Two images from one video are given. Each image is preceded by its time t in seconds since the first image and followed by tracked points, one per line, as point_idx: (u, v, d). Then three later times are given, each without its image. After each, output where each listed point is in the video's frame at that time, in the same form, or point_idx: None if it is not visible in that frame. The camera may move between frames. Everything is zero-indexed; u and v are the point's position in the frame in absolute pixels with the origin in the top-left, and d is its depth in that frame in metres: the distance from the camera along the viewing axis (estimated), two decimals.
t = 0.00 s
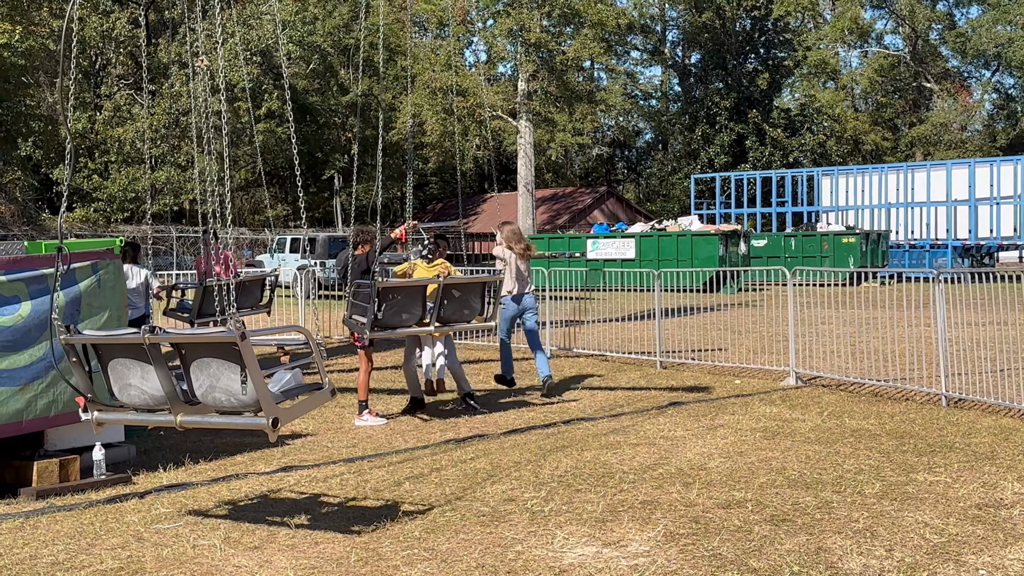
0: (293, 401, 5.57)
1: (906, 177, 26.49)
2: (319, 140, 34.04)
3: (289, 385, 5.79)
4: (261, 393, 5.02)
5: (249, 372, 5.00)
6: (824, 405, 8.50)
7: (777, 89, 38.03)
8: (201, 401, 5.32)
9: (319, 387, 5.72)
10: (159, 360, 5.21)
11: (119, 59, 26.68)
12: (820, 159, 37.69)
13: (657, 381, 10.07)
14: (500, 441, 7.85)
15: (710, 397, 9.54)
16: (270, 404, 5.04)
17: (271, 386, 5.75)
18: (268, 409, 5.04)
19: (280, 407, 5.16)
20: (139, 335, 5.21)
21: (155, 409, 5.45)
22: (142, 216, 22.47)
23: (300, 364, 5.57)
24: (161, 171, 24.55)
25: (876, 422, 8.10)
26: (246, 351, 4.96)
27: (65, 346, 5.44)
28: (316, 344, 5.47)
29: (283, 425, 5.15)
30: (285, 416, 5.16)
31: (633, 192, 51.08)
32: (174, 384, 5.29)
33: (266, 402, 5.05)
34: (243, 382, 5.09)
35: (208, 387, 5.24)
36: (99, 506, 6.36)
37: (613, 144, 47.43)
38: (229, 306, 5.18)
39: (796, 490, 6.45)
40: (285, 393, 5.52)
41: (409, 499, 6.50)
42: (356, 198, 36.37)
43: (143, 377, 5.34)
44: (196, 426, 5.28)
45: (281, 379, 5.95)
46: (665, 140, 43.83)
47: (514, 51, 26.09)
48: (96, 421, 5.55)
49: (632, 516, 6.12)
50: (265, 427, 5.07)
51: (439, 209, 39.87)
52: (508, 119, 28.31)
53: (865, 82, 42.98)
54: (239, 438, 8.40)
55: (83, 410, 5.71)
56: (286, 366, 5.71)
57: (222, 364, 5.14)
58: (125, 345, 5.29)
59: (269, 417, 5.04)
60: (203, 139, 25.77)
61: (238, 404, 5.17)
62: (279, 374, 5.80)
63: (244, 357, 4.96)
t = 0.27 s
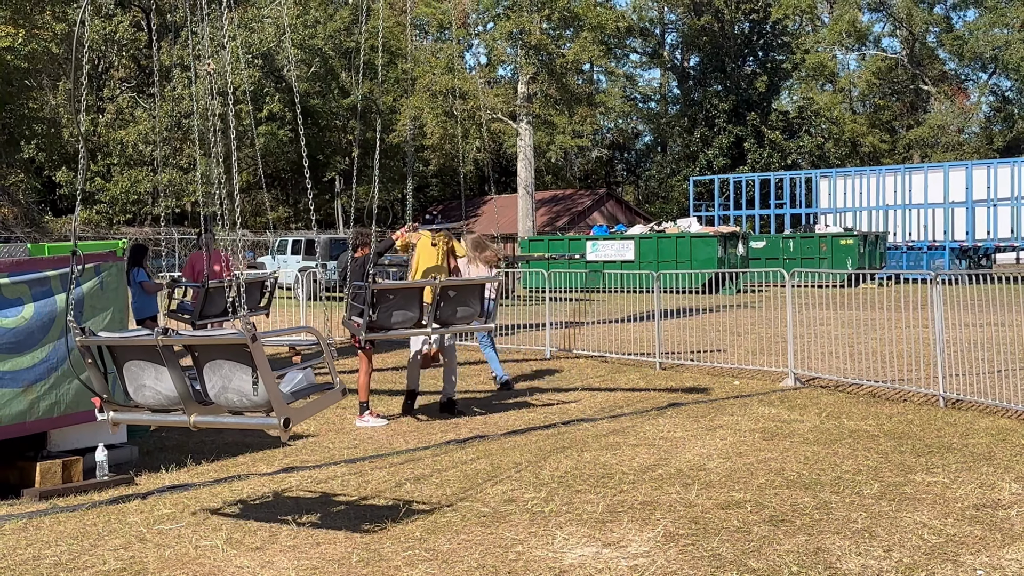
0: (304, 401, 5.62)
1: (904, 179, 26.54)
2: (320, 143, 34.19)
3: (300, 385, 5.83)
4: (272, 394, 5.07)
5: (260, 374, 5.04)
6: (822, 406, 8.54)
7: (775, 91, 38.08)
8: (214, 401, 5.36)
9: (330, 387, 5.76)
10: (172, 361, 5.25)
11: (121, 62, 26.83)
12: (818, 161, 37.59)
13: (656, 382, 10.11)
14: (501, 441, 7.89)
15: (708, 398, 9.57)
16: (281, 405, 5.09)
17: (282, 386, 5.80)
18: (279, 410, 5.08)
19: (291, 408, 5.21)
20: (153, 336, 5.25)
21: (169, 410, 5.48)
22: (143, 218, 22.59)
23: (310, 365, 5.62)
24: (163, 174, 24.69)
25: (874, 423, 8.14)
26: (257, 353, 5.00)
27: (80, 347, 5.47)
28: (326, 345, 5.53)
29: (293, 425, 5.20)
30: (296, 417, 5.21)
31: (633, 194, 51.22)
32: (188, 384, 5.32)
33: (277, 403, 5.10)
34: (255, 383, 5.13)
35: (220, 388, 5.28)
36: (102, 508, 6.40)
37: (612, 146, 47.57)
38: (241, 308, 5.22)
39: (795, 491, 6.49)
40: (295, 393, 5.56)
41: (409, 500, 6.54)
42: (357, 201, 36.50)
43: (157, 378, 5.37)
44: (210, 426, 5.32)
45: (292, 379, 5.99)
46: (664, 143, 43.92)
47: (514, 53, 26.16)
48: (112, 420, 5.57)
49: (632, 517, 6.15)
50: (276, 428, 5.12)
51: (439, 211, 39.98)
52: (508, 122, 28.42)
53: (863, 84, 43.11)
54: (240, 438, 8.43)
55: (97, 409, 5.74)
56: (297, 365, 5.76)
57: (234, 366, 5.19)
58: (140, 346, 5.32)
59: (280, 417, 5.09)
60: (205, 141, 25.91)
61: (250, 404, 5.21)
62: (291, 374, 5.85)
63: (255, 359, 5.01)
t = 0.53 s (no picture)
0: (315, 401, 5.65)
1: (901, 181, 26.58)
2: (320, 146, 34.31)
3: (312, 385, 5.87)
4: (283, 395, 5.10)
5: (271, 376, 5.08)
6: (821, 408, 8.57)
7: (774, 94, 38.14)
8: (226, 403, 5.39)
9: (341, 387, 5.80)
10: (185, 364, 5.29)
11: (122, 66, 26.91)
12: (816, 163, 37.68)
13: (656, 384, 10.14)
14: (502, 443, 7.93)
15: (708, 400, 9.60)
16: (292, 406, 5.12)
17: (294, 387, 5.84)
18: (290, 411, 5.12)
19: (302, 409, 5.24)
20: (165, 339, 5.30)
21: (183, 411, 5.52)
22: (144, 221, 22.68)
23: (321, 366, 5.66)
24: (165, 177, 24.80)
25: (872, 425, 8.17)
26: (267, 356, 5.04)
27: (95, 350, 5.51)
28: (337, 345, 5.60)
29: (305, 425, 5.23)
30: (307, 417, 5.24)
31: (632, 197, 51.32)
32: (201, 386, 5.36)
33: (288, 404, 5.14)
34: (266, 385, 5.17)
35: (232, 389, 5.31)
36: (104, 510, 6.43)
37: (612, 150, 47.66)
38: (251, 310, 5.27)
39: (794, 493, 6.51)
40: (307, 394, 5.60)
41: (409, 502, 6.56)
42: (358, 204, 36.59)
43: (170, 380, 5.42)
44: (222, 428, 5.35)
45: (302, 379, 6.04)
46: (663, 146, 43.99)
47: (514, 57, 26.19)
48: (127, 422, 5.60)
49: (631, 519, 6.17)
50: (288, 428, 5.15)
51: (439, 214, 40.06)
52: (507, 125, 28.54)
53: (861, 86, 43.24)
54: (242, 440, 8.47)
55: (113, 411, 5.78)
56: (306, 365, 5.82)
57: (246, 367, 5.23)
58: (152, 350, 5.37)
59: (291, 418, 5.12)
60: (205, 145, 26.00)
61: (262, 406, 5.24)
62: (303, 375, 5.88)
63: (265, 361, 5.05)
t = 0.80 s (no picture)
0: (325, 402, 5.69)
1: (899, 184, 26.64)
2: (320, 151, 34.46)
3: (322, 385, 5.91)
4: (293, 397, 5.15)
5: (281, 378, 5.13)
6: (819, 410, 8.61)
7: (771, 98, 38.24)
8: (237, 404, 5.42)
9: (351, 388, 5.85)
10: (196, 366, 5.31)
11: (123, 71, 26.96)
12: (814, 166, 37.81)
13: (655, 387, 10.17)
14: (502, 446, 7.96)
15: (706, 403, 9.63)
16: (303, 407, 5.17)
17: (304, 387, 5.88)
18: (301, 412, 5.17)
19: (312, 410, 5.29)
20: (176, 342, 5.32)
21: (194, 412, 5.54)
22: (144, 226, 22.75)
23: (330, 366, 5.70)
24: (166, 182, 24.89)
25: (870, 427, 8.21)
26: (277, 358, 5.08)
27: (107, 353, 5.50)
28: (346, 346, 5.65)
29: (315, 427, 5.28)
30: (317, 418, 5.29)
31: (631, 200, 51.38)
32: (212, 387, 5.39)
33: (299, 406, 5.18)
34: (276, 387, 5.21)
35: (243, 391, 5.35)
36: (105, 513, 6.46)
37: (611, 154, 47.74)
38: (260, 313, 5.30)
39: (793, 495, 6.54)
40: (317, 395, 5.64)
41: (410, 505, 6.59)
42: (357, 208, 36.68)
43: (182, 383, 5.44)
44: (234, 429, 5.40)
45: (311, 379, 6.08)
46: (661, 150, 44.06)
47: (513, 61, 26.20)
48: (140, 424, 5.62)
49: (631, 520, 6.21)
50: (299, 430, 5.20)
51: (439, 217, 40.12)
52: (506, 129, 28.64)
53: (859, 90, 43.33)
54: (243, 444, 8.50)
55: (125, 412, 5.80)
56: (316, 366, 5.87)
57: (256, 370, 5.26)
58: (164, 353, 5.38)
59: (302, 420, 5.17)
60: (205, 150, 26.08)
61: (273, 408, 5.29)
62: (312, 376, 5.92)
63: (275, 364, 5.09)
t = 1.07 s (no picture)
0: (331, 404, 5.73)
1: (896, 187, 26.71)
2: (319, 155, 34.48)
3: (328, 387, 5.94)
4: (299, 400, 5.18)
5: (288, 382, 5.16)
6: (817, 412, 8.64)
7: (768, 102, 38.33)
8: (244, 407, 5.46)
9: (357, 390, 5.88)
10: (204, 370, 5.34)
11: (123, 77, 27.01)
12: (811, 170, 37.89)
13: (654, 390, 10.20)
14: (502, 449, 7.99)
15: (705, 405, 9.66)
16: (309, 410, 5.20)
17: (310, 389, 5.91)
18: (307, 415, 5.20)
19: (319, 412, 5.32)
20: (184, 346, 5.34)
21: (202, 415, 5.57)
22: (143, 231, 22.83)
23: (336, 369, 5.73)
24: (165, 186, 24.93)
25: (867, 429, 8.24)
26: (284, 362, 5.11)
27: (116, 357, 5.53)
28: (352, 349, 5.67)
29: (322, 429, 5.32)
30: (324, 420, 5.33)
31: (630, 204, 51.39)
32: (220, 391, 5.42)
33: (305, 409, 5.21)
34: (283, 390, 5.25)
35: (250, 395, 5.38)
36: (106, 517, 6.48)
37: (609, 157, 47.79)
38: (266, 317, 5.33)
39: (791, 497, 6.57)
40: (322, 397, 5.67)
41: (409, 508, 6.62)
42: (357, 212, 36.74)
43: (190, 386, 5.46)
44: (242, 432, 5.44)
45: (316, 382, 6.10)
46: (659, 154, 44.12)
47: (511, 66, 26.12)
48: (149, 427, 5.65)
49: (631, 523, 6.23)
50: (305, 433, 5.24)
51: (437, 221, 40.16)
52: (504, 133, 28.71)
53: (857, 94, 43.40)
54: (243, 447, 8.52)
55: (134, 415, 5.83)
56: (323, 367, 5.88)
57: (264, 374, 5.29)
58: (172, 357, 5.40)
59: (309, 422, 5.20)
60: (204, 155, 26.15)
61: (280, 410, 5.33)
62: (318, 378, 5.96)
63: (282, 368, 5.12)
